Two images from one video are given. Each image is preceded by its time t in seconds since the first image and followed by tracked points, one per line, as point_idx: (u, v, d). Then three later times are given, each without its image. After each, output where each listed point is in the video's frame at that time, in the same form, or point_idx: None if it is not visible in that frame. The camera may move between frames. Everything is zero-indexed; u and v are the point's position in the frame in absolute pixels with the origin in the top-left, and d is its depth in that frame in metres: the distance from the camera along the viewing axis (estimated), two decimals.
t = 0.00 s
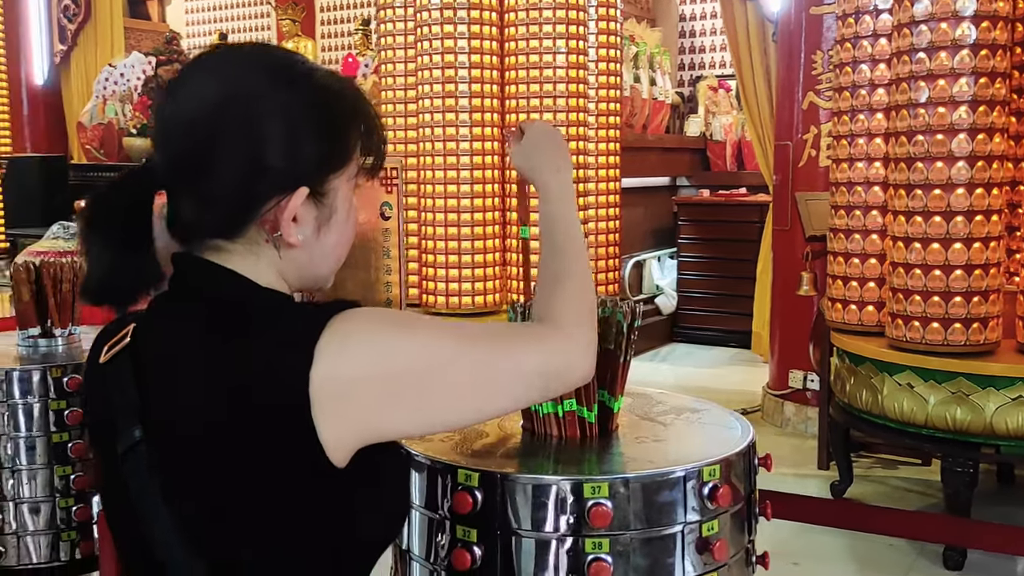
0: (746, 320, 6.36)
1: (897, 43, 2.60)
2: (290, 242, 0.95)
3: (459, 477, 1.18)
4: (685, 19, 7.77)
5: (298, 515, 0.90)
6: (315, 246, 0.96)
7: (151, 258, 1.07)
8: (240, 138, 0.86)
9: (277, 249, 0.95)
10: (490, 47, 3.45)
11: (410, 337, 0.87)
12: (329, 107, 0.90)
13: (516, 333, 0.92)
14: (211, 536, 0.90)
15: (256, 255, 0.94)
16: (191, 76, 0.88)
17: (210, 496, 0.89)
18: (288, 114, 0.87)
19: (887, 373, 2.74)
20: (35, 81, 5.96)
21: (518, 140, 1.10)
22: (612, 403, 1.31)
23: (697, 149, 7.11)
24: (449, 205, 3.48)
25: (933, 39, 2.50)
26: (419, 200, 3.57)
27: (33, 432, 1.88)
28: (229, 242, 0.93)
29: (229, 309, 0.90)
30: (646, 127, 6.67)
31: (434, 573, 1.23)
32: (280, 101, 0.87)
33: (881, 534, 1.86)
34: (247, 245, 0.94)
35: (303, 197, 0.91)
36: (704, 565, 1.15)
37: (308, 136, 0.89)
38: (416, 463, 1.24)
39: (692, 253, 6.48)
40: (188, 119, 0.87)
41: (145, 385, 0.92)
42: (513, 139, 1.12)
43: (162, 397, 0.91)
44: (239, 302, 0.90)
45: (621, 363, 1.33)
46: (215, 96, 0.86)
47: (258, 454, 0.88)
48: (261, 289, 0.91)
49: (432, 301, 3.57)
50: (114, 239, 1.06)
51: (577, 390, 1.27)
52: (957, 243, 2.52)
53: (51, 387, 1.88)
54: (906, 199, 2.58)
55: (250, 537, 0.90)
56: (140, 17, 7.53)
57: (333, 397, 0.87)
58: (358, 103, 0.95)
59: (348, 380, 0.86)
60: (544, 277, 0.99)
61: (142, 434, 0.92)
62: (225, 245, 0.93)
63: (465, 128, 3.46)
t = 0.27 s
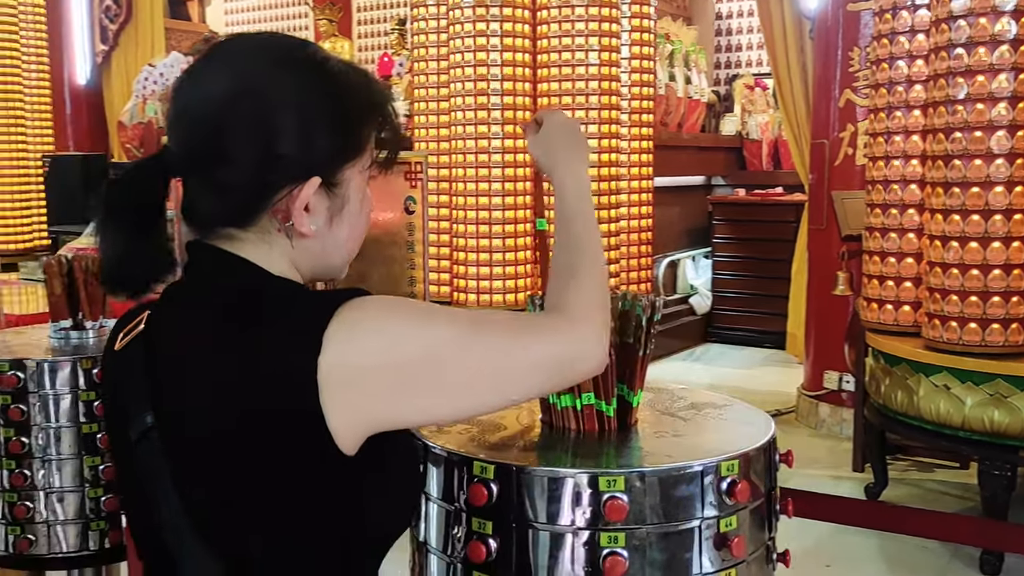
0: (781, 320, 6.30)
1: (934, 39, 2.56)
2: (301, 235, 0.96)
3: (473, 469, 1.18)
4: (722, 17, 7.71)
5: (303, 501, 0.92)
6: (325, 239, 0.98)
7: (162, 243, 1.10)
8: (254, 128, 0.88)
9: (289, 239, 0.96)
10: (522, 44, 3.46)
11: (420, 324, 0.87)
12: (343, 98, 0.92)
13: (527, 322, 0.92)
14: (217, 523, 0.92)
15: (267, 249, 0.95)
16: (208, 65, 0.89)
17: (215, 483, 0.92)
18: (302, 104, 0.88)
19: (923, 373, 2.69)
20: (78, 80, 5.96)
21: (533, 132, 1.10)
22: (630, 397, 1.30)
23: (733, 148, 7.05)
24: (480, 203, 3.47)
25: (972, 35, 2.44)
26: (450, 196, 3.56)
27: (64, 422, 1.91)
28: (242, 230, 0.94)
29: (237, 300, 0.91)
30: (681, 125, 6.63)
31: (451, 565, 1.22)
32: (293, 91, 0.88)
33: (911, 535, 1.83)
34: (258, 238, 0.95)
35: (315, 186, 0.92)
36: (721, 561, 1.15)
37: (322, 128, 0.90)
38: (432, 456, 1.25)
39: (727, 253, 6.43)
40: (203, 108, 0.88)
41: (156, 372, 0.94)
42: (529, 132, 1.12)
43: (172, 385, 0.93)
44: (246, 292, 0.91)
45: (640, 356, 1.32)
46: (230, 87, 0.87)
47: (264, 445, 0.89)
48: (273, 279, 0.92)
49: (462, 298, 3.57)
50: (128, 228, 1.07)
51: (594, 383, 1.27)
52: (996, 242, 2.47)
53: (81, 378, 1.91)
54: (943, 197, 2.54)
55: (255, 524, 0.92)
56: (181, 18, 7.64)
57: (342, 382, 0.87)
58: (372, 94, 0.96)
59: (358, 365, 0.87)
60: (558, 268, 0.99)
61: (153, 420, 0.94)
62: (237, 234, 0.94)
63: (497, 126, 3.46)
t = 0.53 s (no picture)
0: (821, 321, 6.23)
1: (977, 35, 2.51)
2: (321, 229, 0.97)
3: (497, 463, 1.19)
4: (762, 15, 7.63)
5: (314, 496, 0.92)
6: (343, 238, 0.98)
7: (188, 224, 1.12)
8: (284, 117, 0.89)
9: (309, 230, 0.97)
10: (557, 43, 3.41)
11: (434, 326, 0.89)
12: (374, 94, 0.92)
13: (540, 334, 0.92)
14: (233, 513, 0.94)
15: (287, 241, 0.96)
16: (244, 56, 0.91)
17: (231, 474, 0.94)
18: (333, 97, 0.89)
19: (964, 376, 2.64)
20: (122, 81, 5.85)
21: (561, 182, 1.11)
22: (657, 393, 1.30)
23: (772, 147, 6.97)
24: (515, 202, 3.45)
25: (1017, 31, 2.40)
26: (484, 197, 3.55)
27: (102, 415, 1.95)
28: (264, 215, 0.95)
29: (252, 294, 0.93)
30: (719, 124, 6.57)
31: (475, 559, 1.23)
32: (326, 83, 0.89)
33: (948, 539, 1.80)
34: (279, 224, 0.95)
35: (339, 178, 0.93)
36: (747, 559, 1.15)
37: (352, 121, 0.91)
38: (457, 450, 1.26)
39: (765, 253, 6.37)
40: (237, 97, 0.90)
41: (175, 366, 0.97)
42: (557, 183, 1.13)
43: (190, 378, 0.95)
44: (261, 286, 0.93)
45: (666, 351, 1.33)
46: (264, 76, 0.89)
47: (275, 437, 0.91)
48: (291, 270, 0.93)
49: (497, 298, 3.56)
50: (155, 202, 1.10)
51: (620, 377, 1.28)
52: None
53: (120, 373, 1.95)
54: (986, 196, 2.49)
55: (270, 516, 0.93)
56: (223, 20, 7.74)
57: (356, 379, 0.89)
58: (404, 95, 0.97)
59: (372, 364, 0.88)
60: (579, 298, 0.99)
61: (172, 412, 0.97)
62: (259, 218, 0.95)
63: (532, 125, 3.42)
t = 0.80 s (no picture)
0: (855, 323, 6.15)
1: (1017, 33, 2.46)
2: (333, 230, 0.96)
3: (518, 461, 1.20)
4: (797, 13, 7.55)
5: (302, 508, 0.91)
6: (354, 242, 0.97)
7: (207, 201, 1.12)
8: (312, 112, 0.89)
9: (322, 229, 0.96)
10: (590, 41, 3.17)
11: (443, 354, 0.87)
12: (405, 100, 0.93)
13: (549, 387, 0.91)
14: (233, 515, 0.95)
15: (296, 233, 0.96)
16: (280, 53, 0.92)
17: (230, 476, 0.94)
18: (361, 95, 0.89)
19: (1000, 379, 2.64)
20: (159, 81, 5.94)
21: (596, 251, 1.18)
22: (680, 393, 1.31)
23: (807, 147, 6.90)
24: (546, 201, 3.27)
25: None
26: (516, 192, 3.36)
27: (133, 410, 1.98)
28: (278, 208, 0.95)
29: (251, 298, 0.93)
30: (753, 124, 6.51)
31: (496, 557, 1.24)
32: (358, 82, 0.89)
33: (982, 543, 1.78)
34: (292, 220, 0.96)
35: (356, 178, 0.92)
36: (770, 560, 1.15)
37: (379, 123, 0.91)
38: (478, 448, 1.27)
39: (799, 254, 6.31)
40: (269, 89, 0.90)
41: (179, 367, 0.98)
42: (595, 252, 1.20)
43: (193, 380, 0.96)
44: (261, 291, 0.93)
45: (690, 351, 1.33)
46: (298, 69, 0.89)
47: (267, 443, 0.90)
48: (301, 279, 0.93)
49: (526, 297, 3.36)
50: (172, 182, 1.09)
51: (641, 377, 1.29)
52: None
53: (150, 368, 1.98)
54: None
55: (266, 522, 0.93)
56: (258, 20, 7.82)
57: (357, 392, 0.87)
58: (434, 111, 0.97)
59: (375, 380, 0.87)
60: (591, 356, 1.02)
61: (177, 416, 0.98)
62: (275, 211, 0.96)
63: (564, 125, 3.22)
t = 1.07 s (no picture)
0: (878, 324, 6.10)
1: None
2: (311, 239, 0.96)
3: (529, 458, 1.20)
4: (820, 12, 7.49)
5: (265, 526, 0.91)
6: (333, 251, 0.97)
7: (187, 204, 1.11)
8: (301, 116, 0.89)
9: (300, 239, 0.97)
10: (609, 41, 3.17)
11: (416, 367, 0.87)
12: (399, 108, 0.93)
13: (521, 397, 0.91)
14: (203, 526, 0.94)
15: (274, 241, 0.97)
16: (276, 54, 0.92)
17: (200, 486, 0.94)
18: (353, 100, 0.89)
19: None
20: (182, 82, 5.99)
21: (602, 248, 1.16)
22: (695, 390, 1.31)
23: (829, 146, 6.85)
24: (565, 199, 3.24)
25: None
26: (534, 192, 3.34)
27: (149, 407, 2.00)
28: (256, 214, 0.96)
29: (221, 308, 0.94)
30: (774, 123, 6.47)
31: (508, 554, 1.24)
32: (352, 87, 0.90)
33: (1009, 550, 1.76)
34: (269, 227, 0.96)
35: (336, 185, 0.92)
36: (784, 560, 1.15)
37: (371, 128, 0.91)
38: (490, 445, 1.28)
39: (821, 254, 6.26)
40: (259, 91, 0.91)
41: (154, 378, 0.99)
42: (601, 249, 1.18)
43: (167, 390, 0.97)
44: (232, 300, 0.94)
45: (706, 347, 1.32)
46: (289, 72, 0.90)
47: (236, 449, 0.91)
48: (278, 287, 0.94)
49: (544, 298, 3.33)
50: (152, 184, 1.09)
51: (655, 374, 1.30)
52: None
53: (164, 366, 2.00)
54: None
55: (235, 532, 0.93)
56: (280, 21, 7.87)
57: (328, 404, 0.88)
58: (431, 122, 0.97)
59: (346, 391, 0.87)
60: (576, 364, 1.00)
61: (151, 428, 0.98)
62: (252, 219, 0.96)
63: (583, 124, 3.20)
